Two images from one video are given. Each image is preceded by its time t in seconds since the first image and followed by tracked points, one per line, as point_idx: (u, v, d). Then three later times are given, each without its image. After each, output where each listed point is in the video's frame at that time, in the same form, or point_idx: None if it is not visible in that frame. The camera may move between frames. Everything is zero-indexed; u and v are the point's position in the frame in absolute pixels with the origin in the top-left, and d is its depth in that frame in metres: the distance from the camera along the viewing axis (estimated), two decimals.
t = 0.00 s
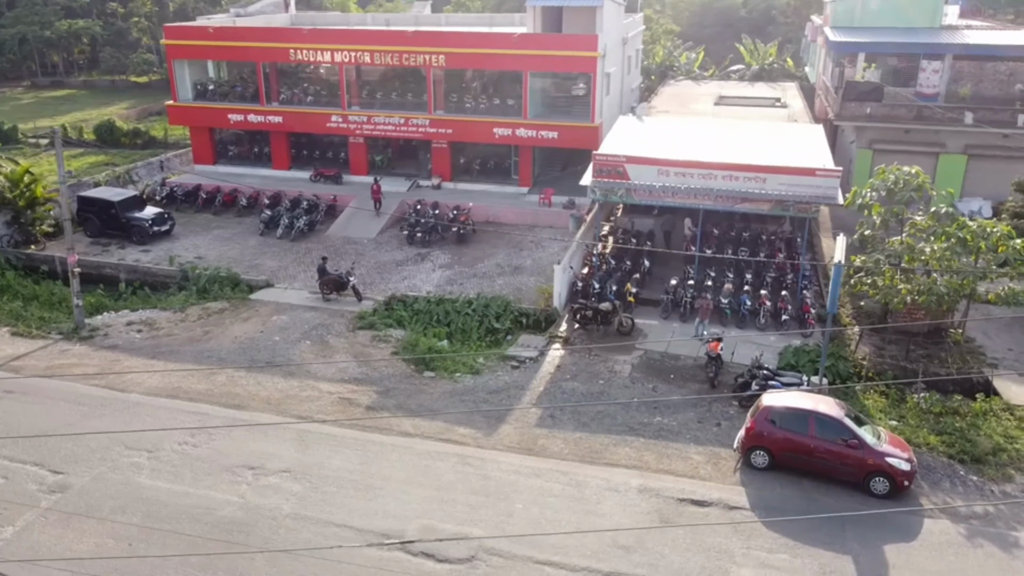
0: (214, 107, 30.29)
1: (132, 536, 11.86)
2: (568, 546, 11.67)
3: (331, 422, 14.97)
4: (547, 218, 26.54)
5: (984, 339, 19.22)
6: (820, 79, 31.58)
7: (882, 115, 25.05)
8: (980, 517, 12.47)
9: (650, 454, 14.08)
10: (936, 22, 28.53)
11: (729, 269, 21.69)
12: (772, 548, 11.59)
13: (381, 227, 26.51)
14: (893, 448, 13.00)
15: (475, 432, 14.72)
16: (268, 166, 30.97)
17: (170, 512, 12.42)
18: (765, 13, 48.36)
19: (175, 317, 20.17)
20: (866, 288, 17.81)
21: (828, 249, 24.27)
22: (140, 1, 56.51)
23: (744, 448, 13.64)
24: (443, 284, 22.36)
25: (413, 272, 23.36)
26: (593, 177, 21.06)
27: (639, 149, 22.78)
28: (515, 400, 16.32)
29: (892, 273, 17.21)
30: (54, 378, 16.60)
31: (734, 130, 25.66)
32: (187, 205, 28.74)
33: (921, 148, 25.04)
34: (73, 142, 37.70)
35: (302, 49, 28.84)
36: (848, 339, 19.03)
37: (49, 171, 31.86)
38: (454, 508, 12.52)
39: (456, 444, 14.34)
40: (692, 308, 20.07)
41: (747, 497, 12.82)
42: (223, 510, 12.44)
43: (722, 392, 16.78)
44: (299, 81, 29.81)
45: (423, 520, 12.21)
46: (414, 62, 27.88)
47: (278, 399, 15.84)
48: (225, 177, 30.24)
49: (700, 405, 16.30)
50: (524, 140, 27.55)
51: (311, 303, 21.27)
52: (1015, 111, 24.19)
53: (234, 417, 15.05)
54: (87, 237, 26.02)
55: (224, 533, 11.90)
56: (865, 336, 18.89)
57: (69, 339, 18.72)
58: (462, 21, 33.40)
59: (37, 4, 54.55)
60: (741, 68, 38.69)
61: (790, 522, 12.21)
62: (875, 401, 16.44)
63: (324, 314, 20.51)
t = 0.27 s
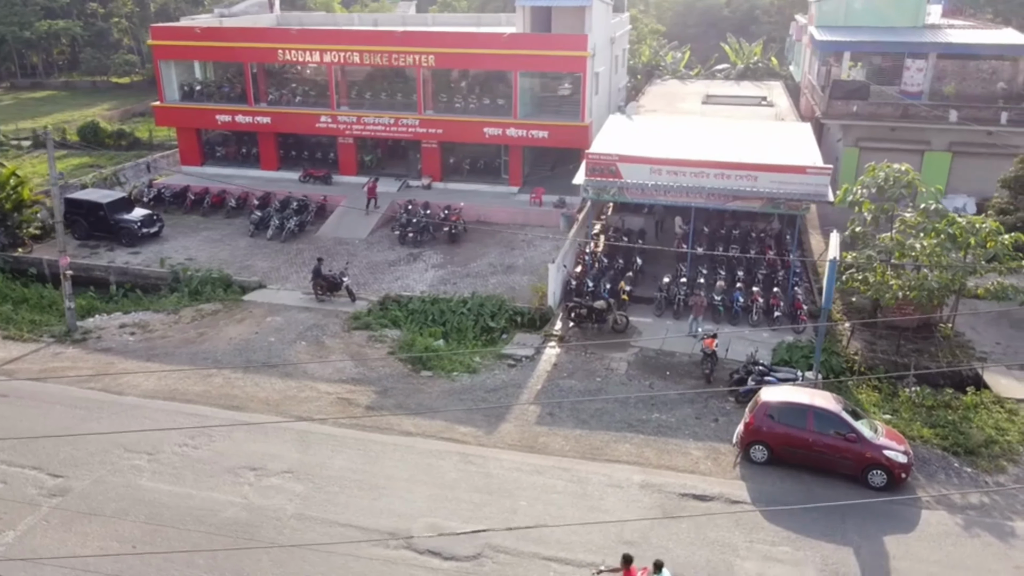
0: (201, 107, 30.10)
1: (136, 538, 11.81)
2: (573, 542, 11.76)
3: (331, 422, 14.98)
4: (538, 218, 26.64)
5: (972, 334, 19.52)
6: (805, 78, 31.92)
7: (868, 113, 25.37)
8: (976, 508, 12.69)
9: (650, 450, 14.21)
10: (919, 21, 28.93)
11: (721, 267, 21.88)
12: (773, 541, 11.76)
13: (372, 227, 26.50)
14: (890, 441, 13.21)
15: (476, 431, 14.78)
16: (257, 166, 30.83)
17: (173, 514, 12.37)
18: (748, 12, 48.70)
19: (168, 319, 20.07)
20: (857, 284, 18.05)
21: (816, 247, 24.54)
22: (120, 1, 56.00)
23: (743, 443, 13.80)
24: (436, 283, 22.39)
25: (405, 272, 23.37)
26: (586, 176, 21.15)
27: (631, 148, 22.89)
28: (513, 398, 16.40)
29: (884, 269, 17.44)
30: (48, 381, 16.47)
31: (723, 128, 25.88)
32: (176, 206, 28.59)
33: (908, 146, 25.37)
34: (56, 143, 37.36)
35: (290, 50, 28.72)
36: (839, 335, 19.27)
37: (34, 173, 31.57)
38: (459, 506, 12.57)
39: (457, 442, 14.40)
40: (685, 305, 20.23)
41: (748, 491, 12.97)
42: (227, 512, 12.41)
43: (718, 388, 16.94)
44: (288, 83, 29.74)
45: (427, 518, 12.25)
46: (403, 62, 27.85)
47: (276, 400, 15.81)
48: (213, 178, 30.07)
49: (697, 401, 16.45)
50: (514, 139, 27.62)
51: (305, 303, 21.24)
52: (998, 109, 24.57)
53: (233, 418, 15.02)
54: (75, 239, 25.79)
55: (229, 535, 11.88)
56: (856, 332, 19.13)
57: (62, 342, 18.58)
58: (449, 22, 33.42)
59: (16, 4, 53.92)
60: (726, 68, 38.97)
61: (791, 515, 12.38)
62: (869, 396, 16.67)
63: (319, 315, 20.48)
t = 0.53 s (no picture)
0: (188, 108, 29.91)
1: (139, 541, 11.74)
2: (577, 538, 11.83)
3: (330, 423, 14.97)
4: (528, 217, 26.73)
5: (960, 329, 19.81)
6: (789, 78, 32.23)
7: (854, 111, 25.69)
8: (971, 499, 12.91)
9: (650, 447, 14.32)
10: (903, 20, 29.30)
11: (712, 264, 22.06)
12: (775, 534, 11.91)
13: (363, 228, 26.47)
14: (886, 434, 13.41)
15: (476, 430, 14.83)
16: (244, 167, 30.67)
17: (175, 516, 12.31)
18: (730, 13, 49.04)
19: (160, 321, 19.93)
20: (848, 280, 18.27)
21: (804, 245, 24.79)
22: (99, 1, 55.44)
23: (741, 439, 13.95)
24: (429, 283, 22.41)
25: (398, 272, 23.35)
26: (578, 175, 21.21)
27: (621, 146, 22.99)
28: (511, 396, 16.46)
29: (875, 265, 17.64)
30: (42, 385, 16.32)
31: (710, 127, 26.09)
32: (163, 207, 28.38)
33: (893, 144, 25.69)
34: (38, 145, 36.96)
35: (278, 50, 28.62)
36: (831, 331, 19.50)
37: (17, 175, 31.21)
38: (462, 504, 12.61)
39: (458, 441, 14.44)
40: (678, 303, 20.39)
41: (748, 486, 13.11)
42: (230, 513, 12.37)
43: (713, 384, 17.10)
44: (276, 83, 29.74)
45: (432, 517, 12.27)
46: (393, 62, 27.83)
47: (274, 401, 15.77)
48: (200, 180, 29.86)
49: (693, 397, 16.59)
50: (503, 139, 27.67)
51: (298, 304, 21.18)
52: (981, 107, 24.96)
53: (231, 420, 14.96)
54: (61, 241, 25.54)
55: (233, 536, 11.84)
56: (847, 328, 19.38)
57: (53, 345, 18.41)
58: (436, 22, 33.42)
59: None
60: (711, 67, 39.24)
61: (791, 508, 12.53)
62: (862, 390, 16.88)
63: (312, 315, 20.43)
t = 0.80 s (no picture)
0: (174, 109, 29.69)
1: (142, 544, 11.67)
2: (582, 535, 11.91)
3: (329, 423, 14.96)
4: (518, 216, 26.80)
5: (947, 324, 20.11)
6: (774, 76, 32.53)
7: (839, 109, 25.99)
8: (966, 490, 13.14)
9: (649, 443, 14.44)
10: (886, 19, 29.73)
11: (703, 262, 22.24)
12: (776, 528, 12.06)
13: (353, 229, 26.43)
14: (882, 427, 13.62)
15: (476, 429, 14.87)
16: (231, 168, 30.50)
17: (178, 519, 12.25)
18: (713, 12, 49.36)
19: (152, 323, 19.79)
20: (839, 276, 18.49)
21: (792, 242, 25.05)
22: (78, 1, 54.84)
23: (740, 434, 14.10)
24: (422, 283, 22.42)
25: (389, 272, 23.34)
26: (570, 174, 21.26)
27: (612, 145, 23.07)
28: (508, 395, 16.52)
29: (865, 262, 17.87)
30: (35, 389, 16.16)
31: (698, 125, 26.28)
32: (150, 209, 28.17)
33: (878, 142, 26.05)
34: (19, 147, 36.51)
35: (266, 50, 28.48)
36: (821, 326, 19.73)
37: None
38: (465, 502, 12.66)
39: (458, 440, 14.48)
40: (671, 300, 20.54)
41: (747, 480, 13.27)
42: (233, 515, 12.32)
43: (708, 381, 17.26)
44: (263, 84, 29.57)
45: (436, 516, 12.30)
46: (381, 62, 27.78)
47: (272, 402, 15.73)
48: (187, 181, 29.64)
49: (689, 394, 16.74)
50: (492, 138, 27.71)
51: (291, 305, 21.11)
52: (964, 105, 25.31)
53: (230, 422, 14.91)
54: (48, 243, 25.27)
55: (237, 538, 11.80)
56: (838, 324, 19.62)
57: (45, 349, 18.22)
58: (421, 23, 33.41)
59: None
60: (695, 66, 39.47)
61: (791, 502, 12.69)
62: (855, 384, 17.09)
63: (306, 316, 20.38)
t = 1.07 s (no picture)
0: (158, 110, 29.45)
1: (144, 547, 11.60)
2: (585, 531, 12.00)
3: (328, 424, 14.94)
4: (507, 216, 26.88)
5: (933, 318, 20.43)
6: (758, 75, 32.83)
7: (824, 108, 26.33)
8: (959, 481, 13.38)
9: (648, 439, 14.57)
10: (867, 19, 30.17)
11: (693, 260, 22.42)
12: (776, 521, 12.23)
13: (341, 229, 26.37)
14: (876, 421, 13.83)
15: (474, 427, 14.93)
16: (216, 169, 30.31)
17: (179, 521, 12.18)
18: (694, 12, 49.64)
19: (143, 326, 19.64)
20: (829, 273, 18.73)
21: (778, 239, 25.32)
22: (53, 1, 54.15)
23: (737, 429, 14.26)
24: (413, 283, 22.42)
25: (380, 272, 23.31)
26: (561, 174, 21.36)
27: (602, 144, 23.19)
28: (505, 394, 16.59)
29: (854, 258, 18.12)
30: (27, 394, 16.00)
31: (685, 124, 26.49)
32: (135, 211, 27.92)
33: (862, 140, 26.44)
34: None
35: (252, 50, 28.29)
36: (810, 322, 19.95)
37: None
38: (467, 501, 12.70)
39: (458, 438, 14.53)
40: (662, 298, 20.69)
41: (745, 475, 13.43)
42: (235, 517, 12.28)
43: (701, 377, 17.43)
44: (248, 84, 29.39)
45: (439, 514, 12.34)
46: (368, 62, 27.70)
47: (269, 404, 15.69)
48: (171, 182, 29.39)
49: (683, 390, 16.89)
50: (480, 138, 27.74)
51: (282, 306, 21.04)
52: (946, 103, 25.70)
53: (227, 424, 14.85)
54: (32, 246, 24.97)
55: (240, 540, 11.77)
56: (827, 319, 19.86)
57: (35, 353, 18.03)
58: (406, 23, 33.39)
59: None
60: (678, 65, 39.74)
61: (790, 496, 12.87)
62: (845, 379, 17.34)
63: (298, 317, 20.32)
